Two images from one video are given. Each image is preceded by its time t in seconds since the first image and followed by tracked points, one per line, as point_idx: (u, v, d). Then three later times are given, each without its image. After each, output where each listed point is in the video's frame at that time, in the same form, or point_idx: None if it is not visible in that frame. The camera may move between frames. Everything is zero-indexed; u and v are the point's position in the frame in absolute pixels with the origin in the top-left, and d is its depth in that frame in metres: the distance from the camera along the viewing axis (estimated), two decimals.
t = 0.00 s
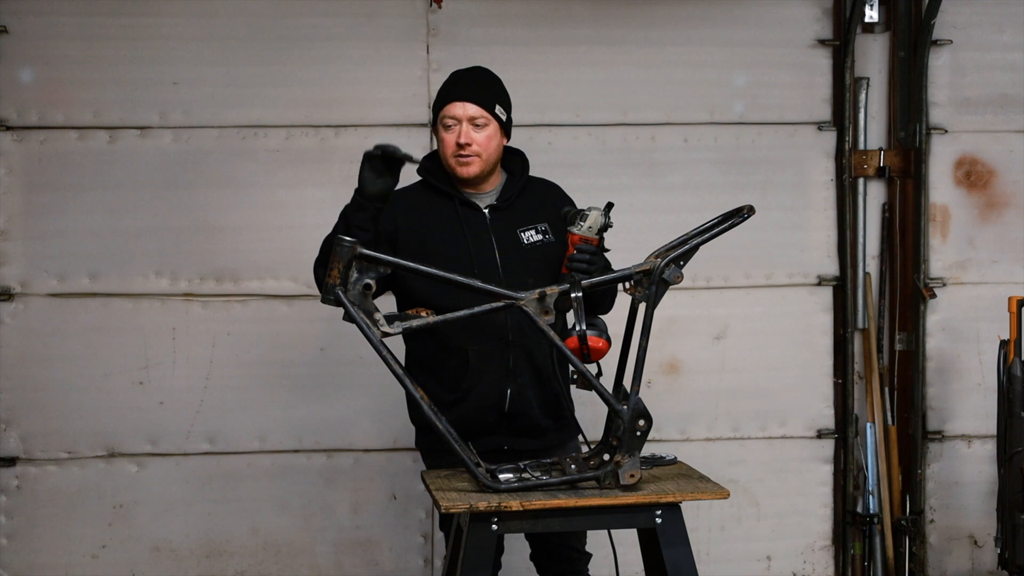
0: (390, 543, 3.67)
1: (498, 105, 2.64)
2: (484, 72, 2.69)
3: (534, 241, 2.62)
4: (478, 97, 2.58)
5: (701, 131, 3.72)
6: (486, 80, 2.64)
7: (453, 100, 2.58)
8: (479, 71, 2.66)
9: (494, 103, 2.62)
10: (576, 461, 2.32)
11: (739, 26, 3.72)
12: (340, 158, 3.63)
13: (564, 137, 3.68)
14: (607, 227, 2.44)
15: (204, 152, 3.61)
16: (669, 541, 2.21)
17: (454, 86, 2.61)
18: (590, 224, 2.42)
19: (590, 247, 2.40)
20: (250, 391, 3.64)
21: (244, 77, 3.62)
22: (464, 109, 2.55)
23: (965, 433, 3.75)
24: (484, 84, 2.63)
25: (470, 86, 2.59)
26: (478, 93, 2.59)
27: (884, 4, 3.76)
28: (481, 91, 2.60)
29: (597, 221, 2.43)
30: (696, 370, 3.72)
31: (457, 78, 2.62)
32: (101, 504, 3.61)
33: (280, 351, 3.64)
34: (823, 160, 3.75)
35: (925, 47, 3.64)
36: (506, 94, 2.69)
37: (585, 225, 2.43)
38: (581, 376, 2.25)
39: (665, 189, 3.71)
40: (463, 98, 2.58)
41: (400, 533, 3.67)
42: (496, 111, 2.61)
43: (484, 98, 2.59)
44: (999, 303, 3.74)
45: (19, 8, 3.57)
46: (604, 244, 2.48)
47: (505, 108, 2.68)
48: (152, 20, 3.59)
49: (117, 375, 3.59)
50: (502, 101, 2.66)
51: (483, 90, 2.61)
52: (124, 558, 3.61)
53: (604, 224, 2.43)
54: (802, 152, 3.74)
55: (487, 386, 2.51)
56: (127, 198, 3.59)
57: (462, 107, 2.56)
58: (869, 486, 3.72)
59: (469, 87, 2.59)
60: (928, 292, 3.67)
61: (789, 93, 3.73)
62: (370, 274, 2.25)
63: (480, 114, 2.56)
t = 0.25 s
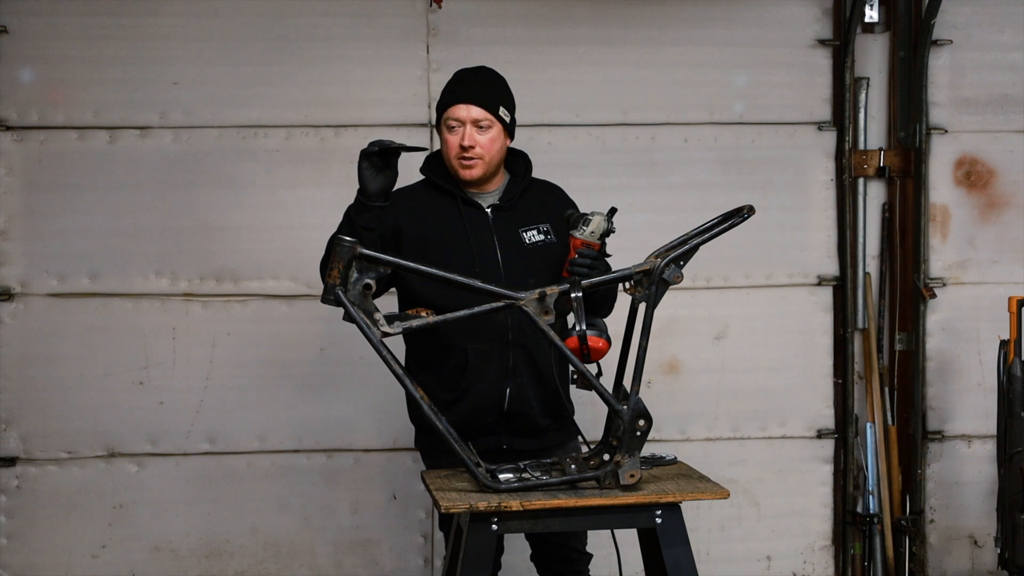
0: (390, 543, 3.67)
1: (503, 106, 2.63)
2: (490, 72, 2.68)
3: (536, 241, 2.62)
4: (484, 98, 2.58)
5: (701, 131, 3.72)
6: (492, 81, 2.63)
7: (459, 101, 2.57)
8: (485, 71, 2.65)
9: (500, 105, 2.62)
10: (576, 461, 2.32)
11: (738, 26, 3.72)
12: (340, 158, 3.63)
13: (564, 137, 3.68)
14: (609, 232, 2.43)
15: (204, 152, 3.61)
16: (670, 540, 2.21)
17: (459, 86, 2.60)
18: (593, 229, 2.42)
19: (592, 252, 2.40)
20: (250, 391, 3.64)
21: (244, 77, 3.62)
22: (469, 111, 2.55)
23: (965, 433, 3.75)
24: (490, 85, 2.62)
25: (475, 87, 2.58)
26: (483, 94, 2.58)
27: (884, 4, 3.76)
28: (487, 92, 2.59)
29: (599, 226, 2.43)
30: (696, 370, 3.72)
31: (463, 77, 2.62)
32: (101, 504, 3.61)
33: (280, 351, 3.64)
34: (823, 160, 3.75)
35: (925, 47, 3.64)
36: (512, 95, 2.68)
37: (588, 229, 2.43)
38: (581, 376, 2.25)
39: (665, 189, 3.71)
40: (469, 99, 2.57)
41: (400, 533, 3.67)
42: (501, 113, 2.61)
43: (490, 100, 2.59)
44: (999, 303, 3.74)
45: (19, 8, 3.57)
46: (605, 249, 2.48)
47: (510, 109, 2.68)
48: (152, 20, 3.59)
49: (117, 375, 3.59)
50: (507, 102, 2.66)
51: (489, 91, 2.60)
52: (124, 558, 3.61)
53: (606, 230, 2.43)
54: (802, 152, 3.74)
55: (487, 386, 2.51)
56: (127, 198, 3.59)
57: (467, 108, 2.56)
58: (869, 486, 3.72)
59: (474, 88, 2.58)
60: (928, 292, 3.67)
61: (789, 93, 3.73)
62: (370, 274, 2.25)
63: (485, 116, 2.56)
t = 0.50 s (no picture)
0: (390, 543, 3.67)
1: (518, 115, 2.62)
2: (498, 74, 2.64)
3: (537, 242, 2.63)
4: (507, 113, 2.55)
5: (701, 131, 3.72)
6: (507, 88, 2.60)
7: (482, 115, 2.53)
8: (497, 77, 2.61)
9: (517, 116, 2.60)
10: (576, 461, 2.32)
11: (739, 26, 3.72)
12: (340, 158, 3.63)
13: (563, 137, 3.68)
14: (614, 230, 2.43)
15: (204, 152, 3.61)
16: (670, 540, 2.22)
17: (479, 96, 2.55)
18: (598, 227, 2.41)
19: (597, 251, 2.40)
20: (250, 391, 3.64)
21: (244, 77, 3.62)
22: (495, 129, 2.53)
23: (965, 433, 3.75)
24: (506, 93, 2.59)
25: (498, 101, 2.55)
26: (504, 108, 2.55)
27: (884, 5, 3.76)
28: (507, 105, 2.56)
29: (605, 224, 2.43)
30: (696, 370, 3.72)
31: (481, 85, 2.57)
32: (101, 504, 3.61)
33: (280, 351, 3.64)
34: (823, 160, 3.75)
35: (925, 47, 3.64)
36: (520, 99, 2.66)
37: (594, 228, 2.42)
38: (581, 376, 2.25)
39: (664, 189, 3.71)
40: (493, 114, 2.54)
41: (400, 533, 3.67)
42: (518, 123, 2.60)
43: (511, 114, 2.56)
44: (999, 303, 3.74)
45: (19, 8, 3.57)
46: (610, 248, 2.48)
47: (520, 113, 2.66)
48: (152, 20, 3.59)
49: (117, 375, 3.59)
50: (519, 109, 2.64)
51: (509, 102, 2.57)
52: (124, 558, 3.61)
53: (611, 228, 2.43)
54: (802, 152, 3.74)
55: (487, 385, 2.52)
56: (127, 198, 3.59)
57: (492, 126, 2.53)
58: (869, 486, 3.73)
59: (497, 101, 2.55)
60: (928, 292, 3.67)
61: (789, 93, 3.73)
62: (370, 274, 2.25)
63: (509, 133, 2.55)
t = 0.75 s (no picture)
0: (390, 543, 3.67)
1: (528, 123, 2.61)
2: (509, 81, 2.62)
3: (545, 245, 2.62)
4: (520, 126, 2.54)
5: (701, 131, 3.72)
6: (518, 95, 2.58)
7: (496, 129, 2.52)
8: (509, 86, 2.59)
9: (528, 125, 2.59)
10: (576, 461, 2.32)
11: (739, 26, 3.72)
12: (340, 158, 3.63)
13: (564, 137, 3.68)
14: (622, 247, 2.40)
15: (204, 152, 3.61)
16: (670, 540, 2.21)
17: (493, 107, 2.54)
18: (606, 245, 2.39)
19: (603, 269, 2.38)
20: (250, 391, 3.63)
21: (244, 77, 3.62)
22: (508, 142, 2.52)
23: (965, 433, 3.75)
24: (517, 102, 2.57)
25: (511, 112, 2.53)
26: (518, 120, 2.54)
27: (884, 5, 3.76)
28: (520, 116, 2.55)
29: (614, 241, 2.39)
30: (696, 370, 3.72)
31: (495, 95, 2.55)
32: (101, 504, 3.60)
33: (280, 351, 3.64)
34: (823, 161, 3.75)
35: (925, 47, 3.65)
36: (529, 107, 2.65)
37: (602, 245, 2.40)
38: (581, 376, 2.25)
39: (664, 189, 3.71)
40: (507, 127, 2.52)
41: (400, 533, 3.67)
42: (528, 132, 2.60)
43: (523, 125, 2.56)
44: (999, 303, 3.74)
45: (19, 8, 3.57)
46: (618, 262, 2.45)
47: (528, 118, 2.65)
48: (152, 20, 3.59)
49: (117, 375, 3.59)
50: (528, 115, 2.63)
51: (521, 112, 2.56)
52: (124, 558, 3.61)
53: (620, 244, 2.40)
54: (802, 152, 3.74)
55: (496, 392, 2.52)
56: (127, 198, 3.59)
57: (505, 139, 2.53)
58: (869, 486, 3.73)
59: (510, 114, 2.54)
60: (928, 292, 3.67)
61: (789, 93, 3.73)
62: (370, 274, 2.25)
63: (521, 145, 2.55)
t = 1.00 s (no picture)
0: (390, 543, 3.67)
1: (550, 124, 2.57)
2: (526, 83, 2.56)
3: (563, 246, 2.61)
4: (549, 131, 2.49)
5: (701, 131, 3.72)
6: (540, 97, 2.53)
7: (529, 137, 2.46)
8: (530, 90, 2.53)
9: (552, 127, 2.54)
10: (576, 461, 2.32)
11: (739, 26, 3.72)
12: (340, 158, 3.63)
13: (563, 137, 3.68)
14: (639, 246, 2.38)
15: (204, 152, 3.61)
16: (670, 540, 2.22)
17: (523, 112, 2.47)
18: (624, 247, 2.36)
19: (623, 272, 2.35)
20: (250, 391, 3.63)
21: (244, 77, 3.62)
22: (540, 149, 2.47)
23: (965, 433, 3.75)
24: (542, 105, 2.52)
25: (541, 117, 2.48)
26: (545, 126, 2.49)
27: (884, 5, 3.76)
28: (548, 120, 2.50)
29: (630, 242, 2.37)
30: (696, 370, 3.72)
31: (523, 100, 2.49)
32: (101, 504, 3.60)
33: (280, 351, 3.64)
34: (823, 161, 3.75)
35: (925, 47, 3.65)
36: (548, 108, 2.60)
37: (619, 247, 2.36)
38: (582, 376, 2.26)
39: (664, 189, 3.71)
40: (538, 134, 2.47)
41: (400, 533, 3.67)
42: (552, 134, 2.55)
43: (551, 129, 2.51)
44: (999, 303, 3.74)
45: (19, 8, 3.57)
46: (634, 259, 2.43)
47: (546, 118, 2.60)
48: (152, 19, 3.59)
49: (117, 374, 3.59)
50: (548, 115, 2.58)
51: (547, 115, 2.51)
52: (124, 558, 3.61)
53: (637, 244, 2.37)
54: (802, 152, 3.74)
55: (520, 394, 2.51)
56: (127, 198, 3.59)
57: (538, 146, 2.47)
58: (869, 486, 3.73)
59: (541, 119, 2.48)
60: (928, 292, 3.67)
61: (789, 93, 3.73)
62: (369, 274, 2.25)
63: (551, 151, 2.50)
